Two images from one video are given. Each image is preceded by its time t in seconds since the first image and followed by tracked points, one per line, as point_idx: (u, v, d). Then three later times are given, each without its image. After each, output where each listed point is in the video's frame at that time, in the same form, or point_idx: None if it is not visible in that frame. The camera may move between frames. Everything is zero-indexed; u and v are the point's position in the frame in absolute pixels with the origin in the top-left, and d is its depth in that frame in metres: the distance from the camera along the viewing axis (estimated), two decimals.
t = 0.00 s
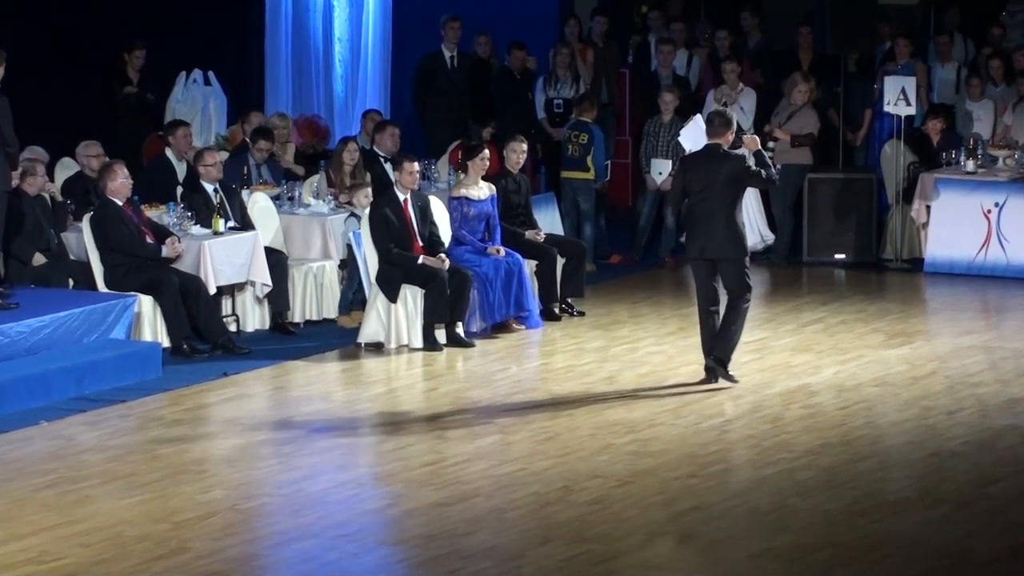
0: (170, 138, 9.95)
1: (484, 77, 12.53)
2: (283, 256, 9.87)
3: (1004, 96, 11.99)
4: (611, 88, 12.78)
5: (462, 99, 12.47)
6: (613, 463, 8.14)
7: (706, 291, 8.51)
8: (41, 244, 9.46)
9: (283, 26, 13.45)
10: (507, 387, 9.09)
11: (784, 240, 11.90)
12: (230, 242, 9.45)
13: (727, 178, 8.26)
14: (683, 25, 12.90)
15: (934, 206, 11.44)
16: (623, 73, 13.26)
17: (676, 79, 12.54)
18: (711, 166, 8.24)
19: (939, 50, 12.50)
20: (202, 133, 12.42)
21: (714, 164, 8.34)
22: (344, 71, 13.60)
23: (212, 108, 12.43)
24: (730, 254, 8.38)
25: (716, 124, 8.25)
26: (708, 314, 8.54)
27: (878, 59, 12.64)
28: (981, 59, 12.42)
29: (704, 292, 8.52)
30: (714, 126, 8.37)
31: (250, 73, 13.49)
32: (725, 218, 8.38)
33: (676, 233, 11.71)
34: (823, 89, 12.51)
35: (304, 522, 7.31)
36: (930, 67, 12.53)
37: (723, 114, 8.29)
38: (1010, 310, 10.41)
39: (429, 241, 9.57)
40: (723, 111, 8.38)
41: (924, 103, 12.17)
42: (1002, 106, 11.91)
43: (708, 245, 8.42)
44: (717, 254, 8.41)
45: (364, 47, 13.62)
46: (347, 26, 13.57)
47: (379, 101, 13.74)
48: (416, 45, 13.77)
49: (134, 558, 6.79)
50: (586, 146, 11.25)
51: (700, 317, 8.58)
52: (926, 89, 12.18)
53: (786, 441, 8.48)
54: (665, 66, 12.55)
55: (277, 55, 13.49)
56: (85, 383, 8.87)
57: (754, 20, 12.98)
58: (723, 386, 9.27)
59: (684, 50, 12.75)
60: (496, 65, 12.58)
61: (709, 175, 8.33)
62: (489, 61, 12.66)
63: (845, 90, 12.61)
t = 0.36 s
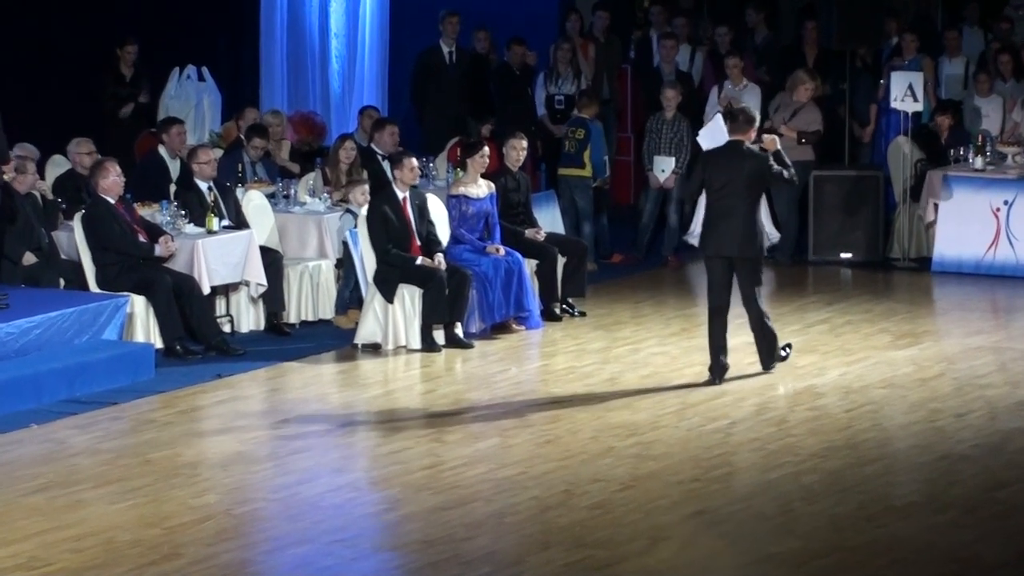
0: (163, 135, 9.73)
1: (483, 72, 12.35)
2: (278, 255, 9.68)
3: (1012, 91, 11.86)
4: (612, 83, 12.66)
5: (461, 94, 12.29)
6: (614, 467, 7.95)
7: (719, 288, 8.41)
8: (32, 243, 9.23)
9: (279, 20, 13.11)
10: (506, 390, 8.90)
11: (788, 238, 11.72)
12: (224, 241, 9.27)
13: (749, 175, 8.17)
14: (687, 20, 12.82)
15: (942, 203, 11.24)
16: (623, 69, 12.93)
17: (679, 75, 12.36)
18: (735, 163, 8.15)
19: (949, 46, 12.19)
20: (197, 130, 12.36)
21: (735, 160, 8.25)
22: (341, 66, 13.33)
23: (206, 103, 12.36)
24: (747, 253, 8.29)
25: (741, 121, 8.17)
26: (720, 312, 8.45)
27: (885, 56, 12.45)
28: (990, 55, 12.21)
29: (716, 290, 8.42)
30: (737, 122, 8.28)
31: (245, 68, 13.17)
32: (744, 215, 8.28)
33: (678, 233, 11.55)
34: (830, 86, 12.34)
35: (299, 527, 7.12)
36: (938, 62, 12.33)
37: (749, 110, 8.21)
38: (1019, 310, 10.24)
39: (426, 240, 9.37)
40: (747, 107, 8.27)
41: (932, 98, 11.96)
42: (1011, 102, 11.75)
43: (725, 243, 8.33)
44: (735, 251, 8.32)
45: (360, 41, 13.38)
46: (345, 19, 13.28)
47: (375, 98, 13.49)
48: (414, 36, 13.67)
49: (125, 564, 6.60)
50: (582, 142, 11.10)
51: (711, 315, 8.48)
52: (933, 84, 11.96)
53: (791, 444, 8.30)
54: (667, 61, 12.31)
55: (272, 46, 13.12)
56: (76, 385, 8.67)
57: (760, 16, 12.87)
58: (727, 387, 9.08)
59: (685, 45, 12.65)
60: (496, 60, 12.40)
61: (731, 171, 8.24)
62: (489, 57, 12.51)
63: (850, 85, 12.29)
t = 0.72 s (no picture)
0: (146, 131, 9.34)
1: (477, 64, 12.05)
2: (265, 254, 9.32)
3: None
4: (611, 76, 12.31)
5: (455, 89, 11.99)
6: (613, 473, 7.63)
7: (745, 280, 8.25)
8: (9, 242, 8.86)
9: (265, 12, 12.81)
10: (501, 393, 8.58)
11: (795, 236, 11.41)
12: (208, 239, 8.92)
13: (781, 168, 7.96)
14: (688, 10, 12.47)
15: (952, 202, 10.96)
16: (623, 60, 12.69)
17: (680, 67, 11.94)
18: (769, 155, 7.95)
19: (959, 37, 11.84)
20: (179, 125, 11.97)
21: (769, 151, 8.05)
22: (330, 59, 13.06)
23: (190, 98, 11.95)
24: (776, 247, 8.12)
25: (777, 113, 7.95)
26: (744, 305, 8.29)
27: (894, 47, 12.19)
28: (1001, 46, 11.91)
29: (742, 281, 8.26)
30: (774, 111, 8.06)
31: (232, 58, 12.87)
32: (775, 208, 8.10)
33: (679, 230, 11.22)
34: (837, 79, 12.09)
35: (286, 536, 6.79)
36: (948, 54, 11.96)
37: (786, 101, 7.99)
38: None
39: (418, 236, 9.06)
40: (784, 96, 8.06)
41: (941, 91, 11.53)
42: None
43: (754, 235, 8.16)
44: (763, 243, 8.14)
45: (350, 34, 13.08)
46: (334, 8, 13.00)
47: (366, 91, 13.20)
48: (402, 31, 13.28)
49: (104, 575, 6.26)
50: (578, 136, 10.79)
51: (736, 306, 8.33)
52: (944, 76, 11.55)
53: (796, 449, 7.98)
54: (669, 53, 11.93)
55: (257, 39, 12.81)
56: (54, 389, 8.33)
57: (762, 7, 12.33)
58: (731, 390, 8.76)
59: (687, 36, 12.30)
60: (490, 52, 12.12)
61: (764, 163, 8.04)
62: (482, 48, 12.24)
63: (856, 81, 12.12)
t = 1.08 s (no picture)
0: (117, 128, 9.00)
1: (461, 57, 11.62)
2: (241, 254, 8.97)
3: None
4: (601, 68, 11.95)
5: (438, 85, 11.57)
6: (603, 481, 7.31)
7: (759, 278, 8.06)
8: None
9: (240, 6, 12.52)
10: (487, 398, 8.25)
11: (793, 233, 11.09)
12: (182, 238, 8.57)
13: (792, 159, 7.80)
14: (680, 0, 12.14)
15: (954, 199, 10.64)
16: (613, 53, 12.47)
17: (673, 59, 11.58)
18: (777, 146, 7.79)
19: (961, 28, 11.55)
20: (152, 119, 11.60)
21: (778, 144, 7.89)
22: (309, 53, 12.66)
23: (163, 92, 11.60)
24: (788, 241, 7.93)
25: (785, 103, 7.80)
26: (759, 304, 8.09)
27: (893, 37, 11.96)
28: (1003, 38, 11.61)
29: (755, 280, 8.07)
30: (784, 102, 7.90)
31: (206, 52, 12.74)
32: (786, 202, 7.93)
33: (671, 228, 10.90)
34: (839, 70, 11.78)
35: (263, 546, 6.45)
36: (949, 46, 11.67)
37: (796, 90, 7.84)
38: None
39: (400, 235, 8.73)
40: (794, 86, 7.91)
41: (942, 84, 11.28)
42: None
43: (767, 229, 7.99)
44: (775, 238, 7.96)
45: (330, 27, 12.67)
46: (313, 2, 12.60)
47: (346, 85, 12.75)
48: (387, 16, 12.78)
49: None
50: (568, 131, 10.46)
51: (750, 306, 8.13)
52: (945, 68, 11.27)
53: (792, 455, 7.66)
54: (660, 45, 11.58)
55: (234, 31, 12.54)
56: (22, 394, 7.98)
57: None
58: (725, 394, 8.44)
59: (679, 27, 11.95)
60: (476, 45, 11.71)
61: (772, 156, 7.88)
62: (467, 40, 11.83)
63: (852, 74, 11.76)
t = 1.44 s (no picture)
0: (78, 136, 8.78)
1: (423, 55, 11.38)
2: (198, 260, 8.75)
3: (1003, 79, 11.14)
4: (567, 69, 11.80)
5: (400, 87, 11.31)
6: (568, 491, 7.13)
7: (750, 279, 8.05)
8: None
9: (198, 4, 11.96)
10: (449, 408, 8.07)
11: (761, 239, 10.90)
12: (139, 244, 8.37)
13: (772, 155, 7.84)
14: None
15: (926, 203, 10.51)
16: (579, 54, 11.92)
17: (639, 60, 11.38)
18: (757, 144, 7.82)
19: (933, 28, 11.44)
20: (108, 122, 11.44)
21: (756, 143, 7.92)
22: (268, 53, 12.10)
23: (119, 93, 11.44)
24: (773, 239, 7.96)
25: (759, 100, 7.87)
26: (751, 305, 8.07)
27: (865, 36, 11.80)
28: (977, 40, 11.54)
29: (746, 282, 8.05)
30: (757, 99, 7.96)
31: (161, 51, 12.14)
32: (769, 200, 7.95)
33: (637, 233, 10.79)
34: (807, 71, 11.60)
35: (220, 559, 6.26)
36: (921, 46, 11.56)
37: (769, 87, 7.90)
38: (1008, 317, 9.48)
39: (362, 241, 8.50)
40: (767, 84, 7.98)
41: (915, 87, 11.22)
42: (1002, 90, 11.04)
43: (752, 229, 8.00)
44: (761, 237, 7.97)
45: (291, 26, 12.10)
46: None
47: (306, 85, 12.20)
48: (346, 20, 12.25)
49: None
50: (540, 135, 10.27)
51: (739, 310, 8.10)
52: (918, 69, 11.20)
53: (761, 465, 7.50)
54: (627, 46, 11.37)
55: (192, 34, 11.99)
56: None
57: None
58: (693, 402, 8.27)
59: (646, 28, 11.68)
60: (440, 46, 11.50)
61: (753, 155, 7.91)
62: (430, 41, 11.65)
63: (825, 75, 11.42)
